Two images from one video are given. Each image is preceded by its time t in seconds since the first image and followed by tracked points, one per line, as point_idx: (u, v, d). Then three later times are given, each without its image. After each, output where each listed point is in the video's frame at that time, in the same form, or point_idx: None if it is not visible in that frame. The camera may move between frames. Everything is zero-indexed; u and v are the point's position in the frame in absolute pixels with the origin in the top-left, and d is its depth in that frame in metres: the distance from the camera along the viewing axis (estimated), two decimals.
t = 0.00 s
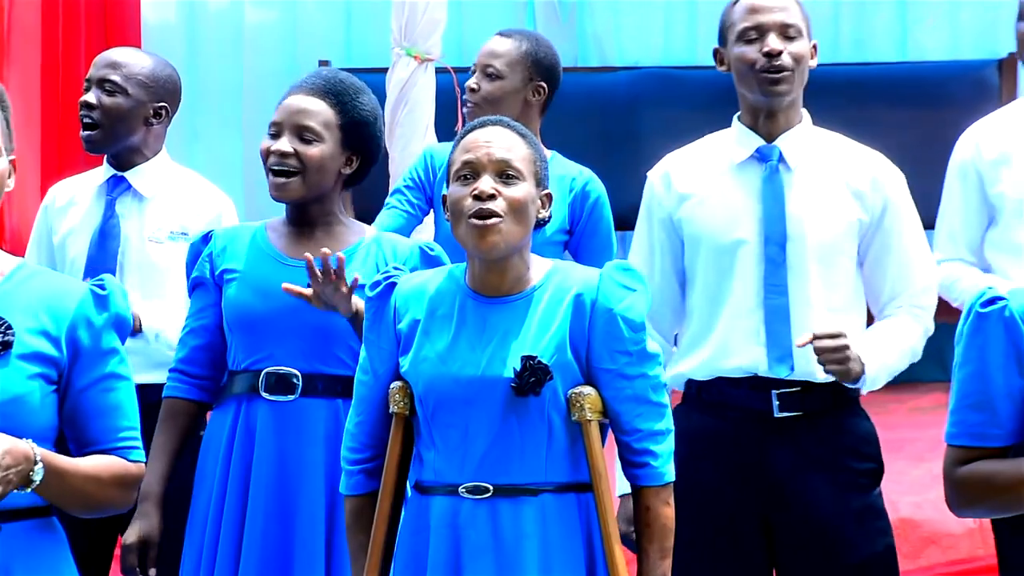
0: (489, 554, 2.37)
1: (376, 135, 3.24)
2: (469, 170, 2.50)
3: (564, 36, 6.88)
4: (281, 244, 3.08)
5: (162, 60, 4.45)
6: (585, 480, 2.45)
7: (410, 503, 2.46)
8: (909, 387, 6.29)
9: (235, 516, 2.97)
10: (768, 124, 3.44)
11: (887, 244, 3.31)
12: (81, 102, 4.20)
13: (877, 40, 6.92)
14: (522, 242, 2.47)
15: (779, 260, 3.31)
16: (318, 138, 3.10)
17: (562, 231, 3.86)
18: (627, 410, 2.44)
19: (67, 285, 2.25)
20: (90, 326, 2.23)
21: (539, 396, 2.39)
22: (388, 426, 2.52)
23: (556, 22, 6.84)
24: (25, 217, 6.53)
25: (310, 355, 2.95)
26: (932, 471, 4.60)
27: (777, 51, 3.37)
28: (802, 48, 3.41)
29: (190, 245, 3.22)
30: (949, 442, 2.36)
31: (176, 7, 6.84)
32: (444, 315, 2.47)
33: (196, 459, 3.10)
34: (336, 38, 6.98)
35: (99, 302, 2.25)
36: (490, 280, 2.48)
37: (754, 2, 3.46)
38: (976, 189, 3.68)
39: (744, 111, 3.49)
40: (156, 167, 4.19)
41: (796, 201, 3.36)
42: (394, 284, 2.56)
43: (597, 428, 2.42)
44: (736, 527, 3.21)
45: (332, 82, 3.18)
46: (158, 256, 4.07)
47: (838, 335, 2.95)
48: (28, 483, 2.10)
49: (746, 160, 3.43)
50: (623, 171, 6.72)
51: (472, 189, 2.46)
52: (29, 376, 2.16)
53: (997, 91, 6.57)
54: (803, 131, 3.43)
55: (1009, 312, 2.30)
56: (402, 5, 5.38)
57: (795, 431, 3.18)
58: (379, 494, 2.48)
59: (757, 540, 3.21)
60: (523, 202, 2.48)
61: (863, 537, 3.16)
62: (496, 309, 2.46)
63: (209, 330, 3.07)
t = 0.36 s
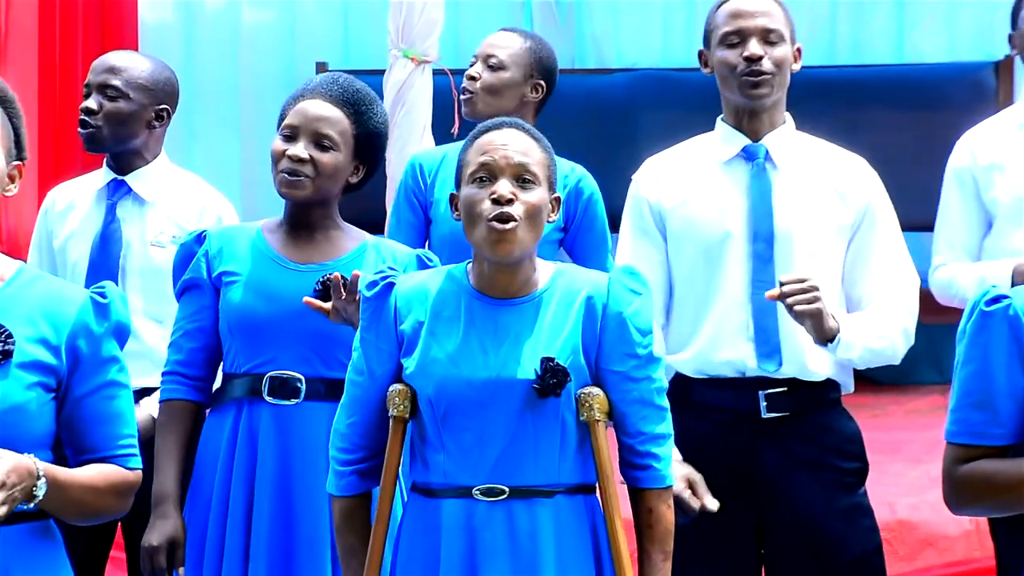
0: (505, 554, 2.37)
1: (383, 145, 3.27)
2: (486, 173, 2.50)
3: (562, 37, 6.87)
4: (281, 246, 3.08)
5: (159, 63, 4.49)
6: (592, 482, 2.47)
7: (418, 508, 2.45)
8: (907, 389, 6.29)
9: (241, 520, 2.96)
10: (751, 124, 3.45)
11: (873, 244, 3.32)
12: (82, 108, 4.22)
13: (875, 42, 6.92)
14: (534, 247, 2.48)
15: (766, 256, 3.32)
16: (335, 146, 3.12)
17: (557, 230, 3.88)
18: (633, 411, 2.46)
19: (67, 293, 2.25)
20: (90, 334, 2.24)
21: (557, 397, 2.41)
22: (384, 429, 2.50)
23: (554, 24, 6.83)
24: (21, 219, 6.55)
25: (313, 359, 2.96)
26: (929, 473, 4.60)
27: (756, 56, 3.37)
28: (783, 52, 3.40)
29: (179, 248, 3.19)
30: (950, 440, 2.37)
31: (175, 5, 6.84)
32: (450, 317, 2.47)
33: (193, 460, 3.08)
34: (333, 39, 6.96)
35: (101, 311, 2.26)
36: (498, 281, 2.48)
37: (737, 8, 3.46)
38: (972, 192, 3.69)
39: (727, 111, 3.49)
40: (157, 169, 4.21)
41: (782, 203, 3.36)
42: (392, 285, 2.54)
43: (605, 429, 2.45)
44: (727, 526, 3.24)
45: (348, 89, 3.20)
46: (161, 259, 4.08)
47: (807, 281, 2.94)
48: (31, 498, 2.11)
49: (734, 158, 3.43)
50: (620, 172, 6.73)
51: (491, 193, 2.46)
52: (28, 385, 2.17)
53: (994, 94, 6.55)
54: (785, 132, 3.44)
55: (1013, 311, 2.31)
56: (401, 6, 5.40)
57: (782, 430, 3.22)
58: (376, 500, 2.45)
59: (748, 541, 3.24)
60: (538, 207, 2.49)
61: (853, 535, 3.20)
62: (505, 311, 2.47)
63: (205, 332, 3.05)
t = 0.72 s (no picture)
0: None
1: (370, 165, 3.27)
2: (496, 188, 2.49)
3: (557, 58, 6.89)
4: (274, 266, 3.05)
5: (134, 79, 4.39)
6: (592, 503, 2.47)
7: (419, 531, 2.42)
8: (901, 411, 6.29)
9: (246, 540, 2.93)
10: (738, 149, 3.41)
11: (859, 266, 3.33)
12: (67, 125, 4.11)
13: (870, 63, 6.94)
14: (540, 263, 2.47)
15: (760, 277, 3.26)
16: (326, 164, 3.10)
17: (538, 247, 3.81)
18: (634, 432, 2.44)
19: (65, 312, 2.24)
20: (88, 352, 2.22)
21: (563, 418, 2.40)
22: (383, 448, 2.48)
23: (550, 44, 6.85)
24: (17, 240, 6.37)
25: (314, 379, 2.94)
26: (925, 495, 4.58)
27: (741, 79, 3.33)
28: (769, 74, 3.36)
29: (166, 273, 3.15)
30: (950, 456, 2.36)
31: (169, 23, 6.83)
32: (453, 337, 2.45)
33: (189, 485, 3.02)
34: (329, 60, 6.96)
35: (98, 330, 2.25)
36: (504, 299, 2.47)
37: (723, 31, 3.43)
38: (981, 212, 3.54)
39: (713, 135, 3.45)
40: (140, 186, 4.18)
41: (774, 224, 3.32)
42: (393, 304, 2.52)
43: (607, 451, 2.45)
44: (715, 547, 3.19)
45: (338, 109, 3.19)
46: (144, 275, 4.07)
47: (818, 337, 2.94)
48: (23, 517, 2.07)
49: (723, 180, 3.39)
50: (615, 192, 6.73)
51: (502, 207, 2.45)
52: (26, 403, 2.14)
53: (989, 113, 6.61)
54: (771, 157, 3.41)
55: (1014, 328, 2.31)
56: (395, 27, 5.41)
57: (775, 451, 3.18)
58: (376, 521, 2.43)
59: (745, 563, 3.18)
60: (547, 222, 2.48)
61: (847, 554, 3.17)
62: (510, 330, 2.46)
63: (199, 355, 2.99)
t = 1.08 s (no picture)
0: None
1: (362, 196, 3.29)
2: (466, 217, 2.52)
3: (549, 86, 6.92)
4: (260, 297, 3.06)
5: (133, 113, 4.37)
6: (581, 530, 2.45)
7: (403, 555, 2.43)
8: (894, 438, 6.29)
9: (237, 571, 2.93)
10: (723, 176, 3.42)
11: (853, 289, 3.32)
12: (67, 158, 4.12)
13: (862, 92, 6.95)
14: (518, 288, 2.48)
15: (742, 299, 3.26)
16: (321, 196, 3.12)
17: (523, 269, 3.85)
18: (623, 457, 2.45)
19: (62, 346, 2.25)
20: (82, 388, 2.22)
21: (543, 443, 2.41)
22: (374, 477, 2.49)
23: (542, 73, 6.89)
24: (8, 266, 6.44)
25: (305, 409, 2.94)
26: (917, 522, 4.58)
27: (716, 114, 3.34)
28: (746, 109, 3.36)
29: (154, 305, 3.11)
30: (946, 479, 2.37)
31: (162, 52, 6.90)
32: (439, 364, 2.46)
33: (181, 523, 3.02)
34: (321, 91, 6.97)
35: (92, 365, 2.24)
36: (487, 327, 2.48)
37: (707, 61, 3.43)
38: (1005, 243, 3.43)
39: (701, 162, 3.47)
40: (134, 221, 4.19)
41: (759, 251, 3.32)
42: (384, 334, 2.55)
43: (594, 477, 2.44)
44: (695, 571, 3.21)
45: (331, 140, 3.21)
46: (136, 310, 4.10)
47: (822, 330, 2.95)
48: None
49: (709, 205, 3.40)
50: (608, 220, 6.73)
51: (470, 233, 2.48)
52: (20, 439, 2.15)
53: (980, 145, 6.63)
54: (759, 184, 3.42)
55: (1010, 354, 2.31)
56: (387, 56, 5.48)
57: (759, 479, 3.18)
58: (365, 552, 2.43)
59: None
60: (520, 246, 2.50)
61: None
62: (495, 357, 2.47)
63: (191, 391, 2.98)
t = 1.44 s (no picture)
0: None
1: (346, 194, 3.29)
2: (435, 216, 2.53)
3: (533, 85, 6.93)
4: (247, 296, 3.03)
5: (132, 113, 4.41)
6: (554, 528, 2.44)
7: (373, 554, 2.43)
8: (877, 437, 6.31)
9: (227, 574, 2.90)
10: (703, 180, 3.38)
11: (828, 296, 3.20)
12: (61, 153, 4.18)
13: (844, 92, 6.96)
14: (487, 286, 2.49)
15: (705, 311, 3.23)
16: (309, 194, 3.11)
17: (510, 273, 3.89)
18: (597, 456, 2.46)
19: (46, 346, 2.22)
20: (67, 386, 2.19)
21: (507, 438, 2.40)
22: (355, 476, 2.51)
23: (525, 72, 6.90)
24: None
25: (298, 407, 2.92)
26: (898, 521, 4.60)
27: (674, 134, 3.29)
28: (700, 125, 3.29)
29: (135, 310, 3.08)
30: (932, 477, 2.38)
31: (145, 50, 6.90)
32: (411, 361, 2.48)
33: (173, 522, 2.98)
34: (305, 90, 6.97)
35: (77, 364, 2.22)
36: (457, 327, 2.50)
37: (669, 74, 3.36)
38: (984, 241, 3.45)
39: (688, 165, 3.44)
40: (131, 220, 4.19)
41: (727, 253, 3.28)
42: (362, 334, 2.59)
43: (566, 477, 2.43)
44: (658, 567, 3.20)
45: (314, 138, 3.20)
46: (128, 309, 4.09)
47: (742, 338, 2.85)
48: None
49: (684, 213, 3.36)
50: (593, 219, 6.73)
51: (437, 233, 2.50)
52: (3, 436, 2.11)
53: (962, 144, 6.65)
54: (743, 186, 3.34)
55: (991, 353, 2.32)
56: (371, 55, 5.50)
57: (726, 481, 3.15)
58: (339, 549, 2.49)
59: None
60: (488, 245, 2.50)
61: None
62: (464, 355, 2.48)
63: (177, 390, 2.95)
